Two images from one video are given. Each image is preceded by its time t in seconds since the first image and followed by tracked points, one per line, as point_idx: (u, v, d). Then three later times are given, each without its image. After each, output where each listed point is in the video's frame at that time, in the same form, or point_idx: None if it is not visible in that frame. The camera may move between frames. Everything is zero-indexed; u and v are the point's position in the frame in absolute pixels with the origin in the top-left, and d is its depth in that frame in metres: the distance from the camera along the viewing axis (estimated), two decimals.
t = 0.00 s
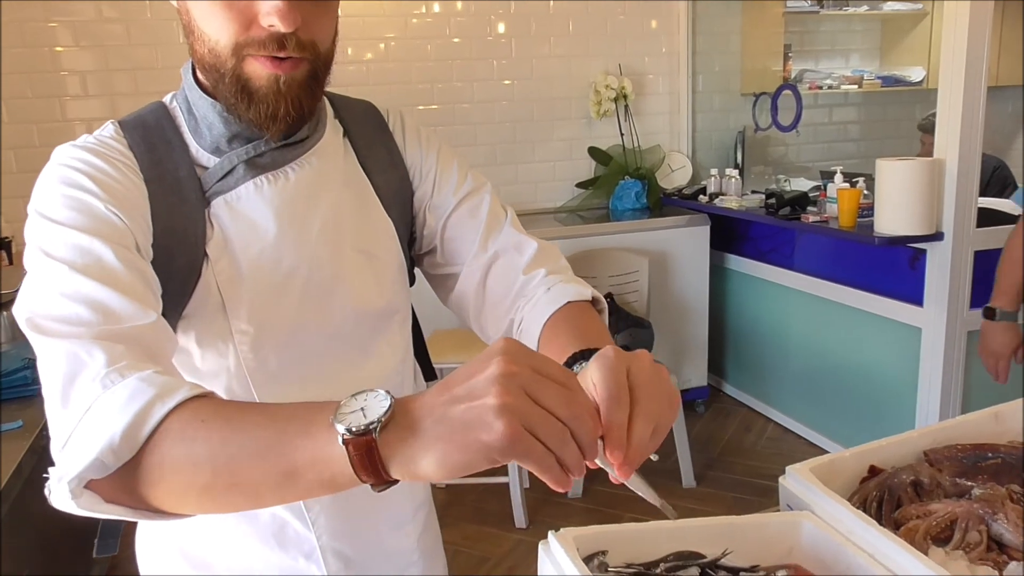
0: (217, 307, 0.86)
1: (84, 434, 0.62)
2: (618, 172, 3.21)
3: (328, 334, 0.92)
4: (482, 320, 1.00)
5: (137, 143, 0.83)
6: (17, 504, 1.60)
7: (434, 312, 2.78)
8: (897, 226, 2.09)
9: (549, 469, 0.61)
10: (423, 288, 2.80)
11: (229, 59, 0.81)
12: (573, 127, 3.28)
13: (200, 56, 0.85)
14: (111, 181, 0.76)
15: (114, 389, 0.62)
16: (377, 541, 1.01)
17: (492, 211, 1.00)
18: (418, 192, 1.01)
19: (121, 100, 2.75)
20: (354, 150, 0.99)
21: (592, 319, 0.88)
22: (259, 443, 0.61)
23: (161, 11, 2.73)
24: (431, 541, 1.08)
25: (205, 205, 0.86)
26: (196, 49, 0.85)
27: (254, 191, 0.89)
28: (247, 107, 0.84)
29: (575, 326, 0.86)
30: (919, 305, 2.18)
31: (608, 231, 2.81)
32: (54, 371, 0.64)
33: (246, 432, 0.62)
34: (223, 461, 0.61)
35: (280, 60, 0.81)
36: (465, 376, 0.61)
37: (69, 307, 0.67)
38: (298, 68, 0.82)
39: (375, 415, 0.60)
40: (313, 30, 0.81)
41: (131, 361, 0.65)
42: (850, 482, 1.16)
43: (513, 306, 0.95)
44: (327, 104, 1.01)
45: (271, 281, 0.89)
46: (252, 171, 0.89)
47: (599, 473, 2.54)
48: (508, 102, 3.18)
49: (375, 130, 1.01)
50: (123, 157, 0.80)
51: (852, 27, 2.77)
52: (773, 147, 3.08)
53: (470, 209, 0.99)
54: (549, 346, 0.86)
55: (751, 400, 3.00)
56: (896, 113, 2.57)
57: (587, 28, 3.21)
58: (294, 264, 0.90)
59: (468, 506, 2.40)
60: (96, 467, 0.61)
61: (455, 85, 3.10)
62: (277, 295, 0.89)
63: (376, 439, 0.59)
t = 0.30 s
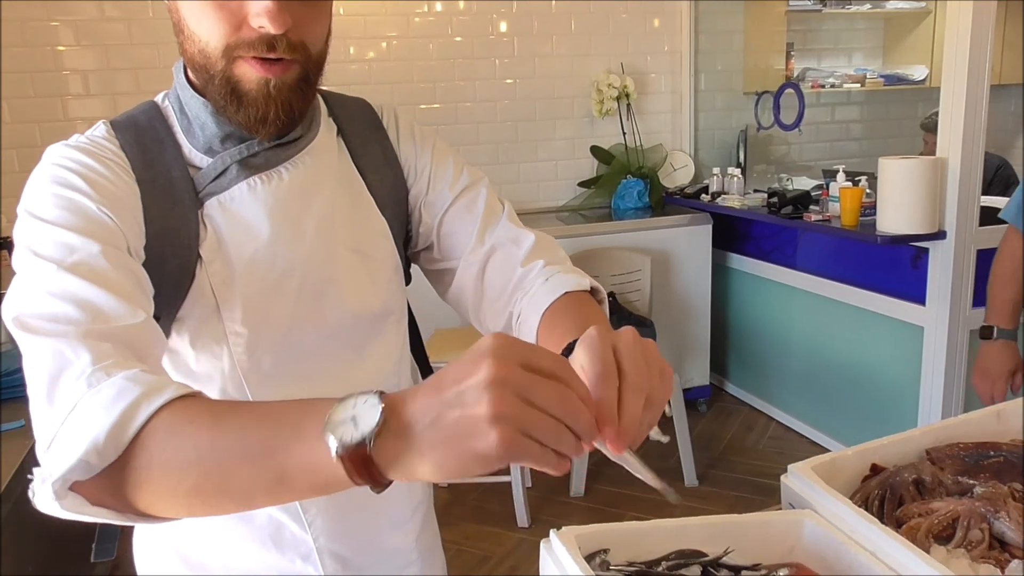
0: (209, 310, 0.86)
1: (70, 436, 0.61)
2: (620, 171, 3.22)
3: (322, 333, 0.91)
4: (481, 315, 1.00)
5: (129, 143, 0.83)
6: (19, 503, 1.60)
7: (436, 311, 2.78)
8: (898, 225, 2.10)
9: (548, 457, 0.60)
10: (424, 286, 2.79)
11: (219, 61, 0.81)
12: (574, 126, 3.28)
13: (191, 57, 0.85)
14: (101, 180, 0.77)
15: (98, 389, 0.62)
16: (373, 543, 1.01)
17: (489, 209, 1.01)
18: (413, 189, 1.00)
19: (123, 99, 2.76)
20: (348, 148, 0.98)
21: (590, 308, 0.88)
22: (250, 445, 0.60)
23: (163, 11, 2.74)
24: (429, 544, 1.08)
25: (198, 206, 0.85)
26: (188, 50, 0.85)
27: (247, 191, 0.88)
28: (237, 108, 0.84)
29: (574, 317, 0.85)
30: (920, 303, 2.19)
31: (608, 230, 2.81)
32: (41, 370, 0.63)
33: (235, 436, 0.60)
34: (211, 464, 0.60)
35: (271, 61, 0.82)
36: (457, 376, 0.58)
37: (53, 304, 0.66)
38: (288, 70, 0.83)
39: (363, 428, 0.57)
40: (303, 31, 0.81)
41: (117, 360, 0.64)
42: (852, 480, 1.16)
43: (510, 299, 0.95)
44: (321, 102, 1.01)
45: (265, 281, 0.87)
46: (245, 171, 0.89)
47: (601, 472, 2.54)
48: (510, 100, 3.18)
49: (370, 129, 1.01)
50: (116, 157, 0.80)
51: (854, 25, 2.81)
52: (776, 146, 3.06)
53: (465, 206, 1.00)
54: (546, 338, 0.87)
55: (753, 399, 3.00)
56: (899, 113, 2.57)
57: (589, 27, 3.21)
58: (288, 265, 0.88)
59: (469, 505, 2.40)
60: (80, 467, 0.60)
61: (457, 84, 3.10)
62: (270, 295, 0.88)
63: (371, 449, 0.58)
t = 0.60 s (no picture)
0: (203, 311, 0.81)
1: (102, 506, 0.61)
2: (620, 166, 3.22)
3: (317, 334, 0.86)
4: (451, 328, 0.97)
5: (121, 143, 0.79)
6: (19, 500, 1.60)
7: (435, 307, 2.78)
8: (898, 219, 2.09)
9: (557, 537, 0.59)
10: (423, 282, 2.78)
11: (207, 54, 0.78)
12: (574, 122, 3.28)
13: (179, 52, 0.81)
14: (98, 194, 0.73)
15: (120, 457, 0.60)
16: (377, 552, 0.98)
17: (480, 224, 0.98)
18: (405, 190, 0.96)
19: (122, 94, 2.75)
20: (343, 144, 0.95)
21: (560, 338, 0.89)
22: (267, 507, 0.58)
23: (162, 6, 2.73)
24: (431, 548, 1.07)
25: (191, 206, 0.81)
26: (177, 45, 0.81)
27: (239, 190, 0.84)
28: (224, 102, 0.80)
29: (546, 346, 0.86)
30: (920, 298, 2.18)
31: (609, 227, 2.81)
32: (64, 435, 0.62)
33: (254, 499, 0.59)
34: (228, 526, 0.58)
35: (258, 54, 0.78)
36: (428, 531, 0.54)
37: (72, 350, 0.64)
38: (277, 63, 0.79)
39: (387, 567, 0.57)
40: (292, 23, 0.78)
41: (133, 418, 0.63)
42: (852, 474, 1.16)
43: (481, 316, 0.93)
44: (314, 96, 0.97)
45: (257, 282, 0.83)
46: (236, 169, 0.84)
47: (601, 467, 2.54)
48: (509, 96, 3.17)
49: (365, 124, 0.97)
50: (109, 160, 0.77)
51: (854, 21, 2.82)
52: (775, 142, 3.06)
53: (455, 214, 0.96)
54: (521, 358, 0.86)
55: (752, 394, 3.00)
56: (899, 109, 2.57)
57: (588, 22, 3.21)
58: (282, 265, 0.84)
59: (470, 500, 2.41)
60: (118, 539, 0.61)
61: (456, 80, 3.10)
62: (263, 295, 0.83)
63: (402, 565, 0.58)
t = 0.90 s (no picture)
0: (203, 308, 0.81)
1: (81, 506, 0.60)
2: (621, 164, 3.21)
3: (316, 333, 0.85)
4: (456, 330, 0.97)
5: (121, 139, 0.79)
6: (19, 499, 1.60)
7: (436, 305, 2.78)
8: (900, 218, 2.10)
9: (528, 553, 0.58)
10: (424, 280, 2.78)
11: (183, 33, 0.78)
12: (575, 120, 3.28)
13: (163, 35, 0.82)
14: (96, 188, 0.73)
15: (100, 456, 0.60)
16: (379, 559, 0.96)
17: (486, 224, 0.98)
18: (410, 189, 0.96)
19: (123, 92, 2.75)
20: (348, 141, 0.95)
21: (562, 340, 0.89)
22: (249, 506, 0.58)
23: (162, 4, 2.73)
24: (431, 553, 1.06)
25: (191, 204, 0.81)
26: (163, 30, 0.81)
27: (241, 190, 0.84)
28: (200, 85, 0.80)
29: (547, 347, 0.87)
30: (921, 297, 2.18)
31: (609, 224, 2.81)
32: (44, 435, 0.62)
33: (234, 499, 0.59)
34: (210, 527, 0.58)
35: (232, 35, 0.78)
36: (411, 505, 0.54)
37: (60, 347, 0.64)
38: (251, 45, 0.79)
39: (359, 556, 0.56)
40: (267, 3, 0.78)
41: (115, 417, 0.62)
42: (854, 473, 1.16)
43: (486, 318, 0.94)
44: (320, 95, 0.98)
45: (258, 282, 0.83)
46: (238, 168, 0.84)
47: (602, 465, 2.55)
48: (510, 94, 3.17)
49: (369, 122, 0.97)
50: (109, 158, 0.77)
51: (856, 19, 2.84)
52: (777, 140, 3.05)
53: (459, 215, 0.97)
54: (523, 359, 0.86)
55: (752, 392, 3.01)
56: (901, 105, 2.56)
57: (589, 20, 3.21)
58: (282, 265, 0.84)
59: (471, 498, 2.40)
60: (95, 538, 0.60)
61: (457, 78, 3.10)
62: (262, 295, 0.83)
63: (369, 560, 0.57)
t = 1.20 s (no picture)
0: (204, 308, 0.79)
1: (56, 542, 0.59)
2: (622, 162, 3.21)
3: (320, 335, 0.83)
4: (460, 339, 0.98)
5: (121, 136, 0.77)
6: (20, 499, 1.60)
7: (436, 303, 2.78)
8: (901, 215, 2.10)
9: None
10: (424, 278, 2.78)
11: (190, 32, 0.75)
12: (576, 117, 3.27)
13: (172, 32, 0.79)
14: (94, 197, 0.71)
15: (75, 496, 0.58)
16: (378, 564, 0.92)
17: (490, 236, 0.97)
18: (417, 189, 0.94)
19: (124, 89, 2.75)
20: (356, 138, 0.93)
21: (559, 355, 0.89)
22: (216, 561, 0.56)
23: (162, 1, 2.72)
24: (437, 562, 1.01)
25: (189, 203, 0.79)
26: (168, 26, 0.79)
27: (241, 190, 0.81)
28: (209, 85, 0.77)
29: (541, 360, 0.86)
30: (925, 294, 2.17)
31: (611, 221, 2.81)
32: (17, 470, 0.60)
33: (203, 550, 0.57)
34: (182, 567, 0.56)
35: (240, 32, 0.75)
36: None
37: (37, 378, 0.61)
38: (259, 43, 0.76)
39: None
40: None
41: (91, 454, 0.61)
42: (855, 471, 1.17)
43: (485, 327, 0.94)
44: (326, 91, 0.95)
45: (259, 283, 0.80)
46: (239, 168, 0.82)
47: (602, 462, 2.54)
48: (510, 91, 3.17)
49: (376, 118, 0.95)
50: (107, 155, 0.75)
51: (856, 17, 2.84)
52: (778, 137, 3.05)
53: (466, 220, 0.96)
54: (518, 369, 0.86)
55: (753, 390, 3.00)
56: (900, 102, 2.55)
57: (590, 17, 3.20)
58: (284, 265, 0.81)
59: (471, 496, 2.40)
60: None
61: (458, 75, 3.09)
62: (265, 296, 0.80)
63: None
